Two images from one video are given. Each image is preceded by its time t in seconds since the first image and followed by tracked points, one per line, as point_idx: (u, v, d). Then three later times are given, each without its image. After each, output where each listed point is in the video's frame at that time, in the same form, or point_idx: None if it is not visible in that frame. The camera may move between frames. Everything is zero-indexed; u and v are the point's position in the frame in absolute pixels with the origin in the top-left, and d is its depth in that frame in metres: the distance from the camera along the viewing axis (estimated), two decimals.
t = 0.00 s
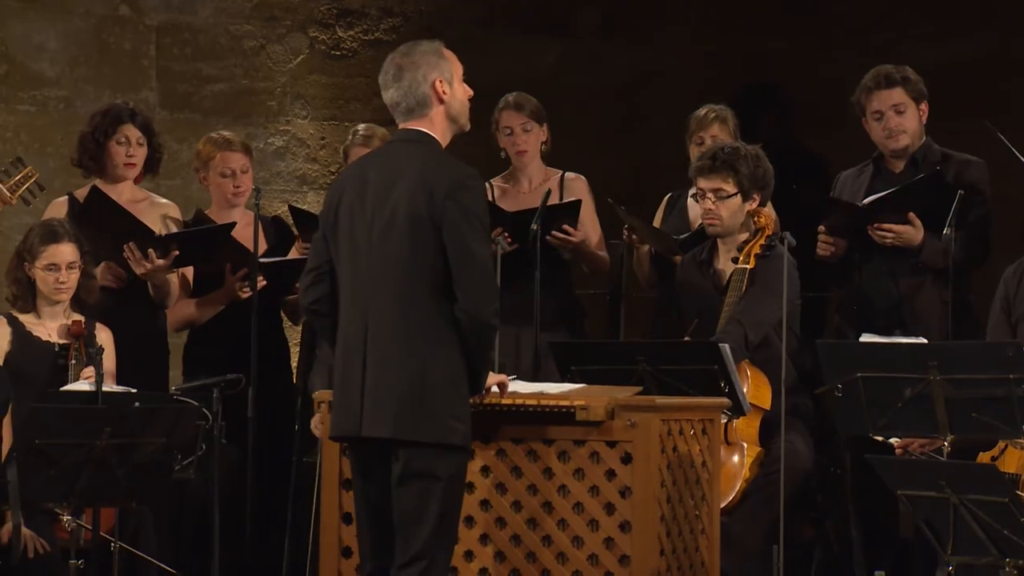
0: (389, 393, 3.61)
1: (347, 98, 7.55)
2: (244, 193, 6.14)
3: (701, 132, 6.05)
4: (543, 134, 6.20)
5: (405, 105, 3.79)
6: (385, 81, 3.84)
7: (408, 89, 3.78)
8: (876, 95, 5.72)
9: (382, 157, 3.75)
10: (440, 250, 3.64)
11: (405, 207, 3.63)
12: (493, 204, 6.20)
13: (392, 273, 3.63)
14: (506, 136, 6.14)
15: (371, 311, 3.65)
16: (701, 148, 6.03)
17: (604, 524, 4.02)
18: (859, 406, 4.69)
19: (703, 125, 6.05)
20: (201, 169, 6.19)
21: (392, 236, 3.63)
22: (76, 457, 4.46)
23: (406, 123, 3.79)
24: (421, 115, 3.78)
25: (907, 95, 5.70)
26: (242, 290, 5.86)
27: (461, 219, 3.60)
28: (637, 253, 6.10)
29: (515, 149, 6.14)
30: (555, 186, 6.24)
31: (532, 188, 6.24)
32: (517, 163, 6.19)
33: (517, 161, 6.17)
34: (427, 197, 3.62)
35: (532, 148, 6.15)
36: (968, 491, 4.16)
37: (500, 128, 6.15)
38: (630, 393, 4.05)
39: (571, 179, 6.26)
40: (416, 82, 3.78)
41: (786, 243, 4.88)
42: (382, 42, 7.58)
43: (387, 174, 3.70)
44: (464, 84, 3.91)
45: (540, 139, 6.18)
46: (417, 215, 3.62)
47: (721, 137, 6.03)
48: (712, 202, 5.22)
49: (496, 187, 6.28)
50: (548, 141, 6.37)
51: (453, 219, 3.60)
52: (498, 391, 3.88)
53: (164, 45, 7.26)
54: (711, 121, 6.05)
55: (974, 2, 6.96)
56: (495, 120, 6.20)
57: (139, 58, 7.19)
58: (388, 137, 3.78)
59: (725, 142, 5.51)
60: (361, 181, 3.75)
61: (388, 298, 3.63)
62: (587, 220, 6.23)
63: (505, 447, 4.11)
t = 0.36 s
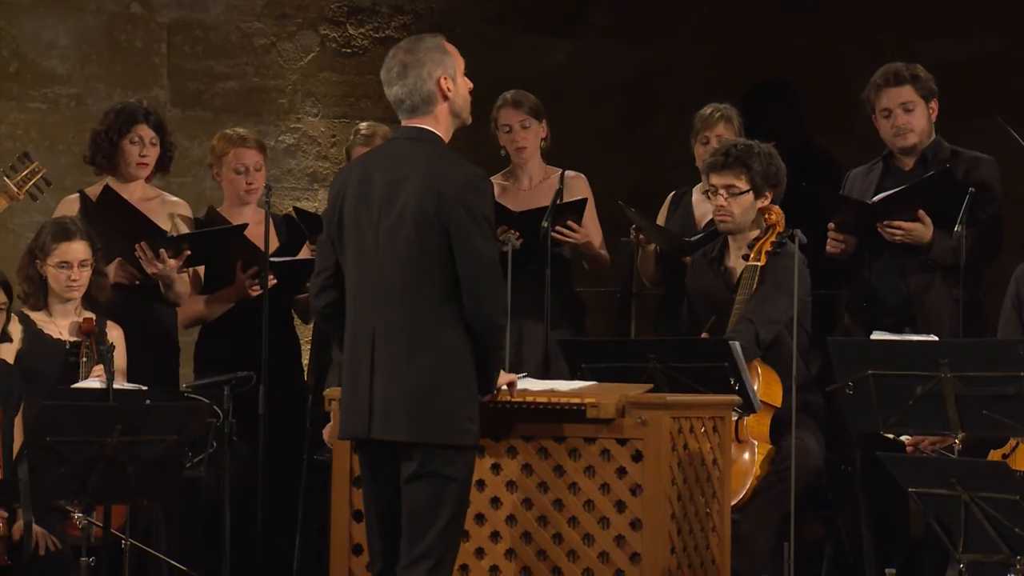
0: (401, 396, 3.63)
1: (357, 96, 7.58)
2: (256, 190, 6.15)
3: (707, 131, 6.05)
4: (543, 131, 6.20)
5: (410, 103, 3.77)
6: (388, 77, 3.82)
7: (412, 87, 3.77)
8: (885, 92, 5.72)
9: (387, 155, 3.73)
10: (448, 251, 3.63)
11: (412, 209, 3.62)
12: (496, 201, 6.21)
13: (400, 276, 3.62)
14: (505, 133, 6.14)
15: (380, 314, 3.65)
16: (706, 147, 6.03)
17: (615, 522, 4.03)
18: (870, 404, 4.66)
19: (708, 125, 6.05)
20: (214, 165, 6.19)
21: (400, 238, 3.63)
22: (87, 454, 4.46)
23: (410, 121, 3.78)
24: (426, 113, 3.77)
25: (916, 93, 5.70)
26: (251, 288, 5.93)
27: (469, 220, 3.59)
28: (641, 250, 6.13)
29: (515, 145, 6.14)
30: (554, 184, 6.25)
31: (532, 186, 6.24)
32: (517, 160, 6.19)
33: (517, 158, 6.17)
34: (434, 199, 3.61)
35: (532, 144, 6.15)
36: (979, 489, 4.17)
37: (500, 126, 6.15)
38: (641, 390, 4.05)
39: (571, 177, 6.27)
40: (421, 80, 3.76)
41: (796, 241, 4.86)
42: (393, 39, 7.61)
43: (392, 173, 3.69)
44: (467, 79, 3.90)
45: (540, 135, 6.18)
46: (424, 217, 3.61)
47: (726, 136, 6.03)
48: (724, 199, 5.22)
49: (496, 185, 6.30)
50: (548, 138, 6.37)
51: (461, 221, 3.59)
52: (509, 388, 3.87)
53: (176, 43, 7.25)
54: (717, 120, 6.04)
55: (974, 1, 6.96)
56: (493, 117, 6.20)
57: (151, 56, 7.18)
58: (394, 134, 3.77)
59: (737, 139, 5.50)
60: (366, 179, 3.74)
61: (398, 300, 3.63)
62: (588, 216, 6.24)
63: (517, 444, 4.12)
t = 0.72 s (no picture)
0: (407, 392, 3.63)
1: (365, 92, 7.60)
2: (267, 186, 6.16)
3: (713, 129, 6.05)
4: (543, 127, 6.20)
5: (414, 96, 3.75)
6: (392, 69, 3.80)
7: (417, 81, 3.75)
8: (894, 88, 5.71)
9: (391, 149, 3.72)
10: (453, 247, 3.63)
11: (418, 205, 3.61)
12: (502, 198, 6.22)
13: (406, 273, 3.62)
14: (506, 130, 6.14)
15: (385, 310, 3.65)
16: (712, 145, 6.04)
17: (623, 518, 4.04)
18: (879, 401, 4.68)
19: (714, 122, 6.05)
20: (228, 157, 6.17)
21: (405, 234, 3.62)
22: (96, 450, 4.46)
23: (413, 115, 3.77)
24: (429, 107, 3.76)
25: (925, 90, 5.69)
26: (258, 289, 5.93)
27: (477, 217, 3.59)
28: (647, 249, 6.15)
29: (517, 142, 6.14)
30: (557, 180, 6.24)
31: (535, 183, 6.24)
32: (517, 157, 6.19)
33: (518, 155, 6.17)
34: (441, 196, 3.59)
35: (534, 141, 6.15)
36: (988, 486, 4.16)
37: (500, 123, 6.14)
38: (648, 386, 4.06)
39: (572, 173, 6.28)
40: (426, 74, 3.74)
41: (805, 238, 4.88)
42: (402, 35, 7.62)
43: (397, 168, 3.67)
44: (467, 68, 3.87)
45: (541, 132, 6.17)
46: (430, 215, 3.60)
47: (732, 133, 6.02)
48: (738, 194, 5.22)
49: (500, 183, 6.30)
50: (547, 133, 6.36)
51: (468, 219, 3.58)
52: (514, 384, 3.88)
53: (185, 40, 7.25)
54: (723, 117, 6.03)
55: None
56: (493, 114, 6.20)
57: (160, 52, 7.19)
58: (398, 127, 3.76)
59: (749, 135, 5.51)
60: (369, 172, 3.72)
61: (404, 298, 3.63)
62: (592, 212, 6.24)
63: (524, 440, 4.14)
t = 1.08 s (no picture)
0: (414, 390, 3.63)
1: (375, 89, 7.57)
2: (280, 181, 6.16)
3: (724, 125, 6.04)
4: (551, 123, 6.19)
5: (432, 87, 3.72)
6: (410, 56, 3.74)
7: (439, 71, 3.71)
8: (904, 84, 5.70)
9: (398, 145, 3.71)
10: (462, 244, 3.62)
11: (427, 203, 3.60)
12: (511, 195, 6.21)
13: (414, 270, 3.61)
14: (514, 128, 6.13)
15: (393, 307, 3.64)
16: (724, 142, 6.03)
17: (634, 515, 4.08)
18: (891, 398, 4.67)
19: (726, 118, 6.03)
20: (241, 152, 6.18)
21: (414, 232, 3.61)
22: (107, 447, 4.46)
23: (426, 108, 3.73)
24: (444, 101, 3.73)
25: (935, 86, 5.68)
26: (267, 289, 5.92)
27: (487, 216, 3.59)
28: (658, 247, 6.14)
29: (525, 140, 6.14)
30: (567, 177, 6.25)
31: (545, 180, 6.24)
32: (526, 154, 6.19)
33: (527, 152, 6.17)
34: (450, 194, 3.59)
35: (543, 138, 6.15)
36: (1000, 482, 4.17)
37: (507, 121, 6.14)
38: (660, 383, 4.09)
39: (582, 168, 6.27)
40: (449, 65, 3.71)
41: (816, 232, 4.90)
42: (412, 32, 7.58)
43: (405, 165, 3.67)
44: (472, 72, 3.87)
45: (549, 128, 6.17)
46: (440, 213, 3.59)
47: (744, 129, 6.01)
48: (755, 189, 5.21)
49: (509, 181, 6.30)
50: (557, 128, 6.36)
51: (478, 218, 3.58)
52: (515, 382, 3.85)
53: (196, 36, 7.26)
54: (734, 114, 6.02)
55: None
56: (500, 111, 6.19)
57: (170, 48, 7.20)
58: (405, 123, 3.74)
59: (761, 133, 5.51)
60: (376, 168, 3.71)
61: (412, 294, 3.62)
62: (603, 208, 6.24)
63: (535, 437, 4.14)
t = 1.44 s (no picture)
0: (421, 388, 3.63)
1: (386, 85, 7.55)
2: (292, 175, 6.15)
3: (741, 119, 6.04)
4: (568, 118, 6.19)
5: (444, 84, 3.71)
6: (424, 51, 3.73)
7: (453, 70, 3.70)
8: (915, 82, 5.69)
9: (403, 145, 3.71)
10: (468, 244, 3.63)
11: (434, 203, 3.60)
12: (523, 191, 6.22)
13: (422, 270, 3.61)
14: (530, 122, 6.14)
15: (400, 306, 3.64)
16: (740, 136, 6.03)
17: (645, 511, 4.10)
18: (901, 392, 4.69)
19: (743, 112, 6.04)
20: (253, 147, 6.18)
21: (422, 232, 3.61)
22: (118, 443, 4.47)
23: (436, 105, 3.73)
24: (454, 100, 3.73)
25: (947, 84, 5.66)
26: (276, 287, 5.92)
27: (495, 216, 3.59)
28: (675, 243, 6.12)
29: (542, 135, 6.14)
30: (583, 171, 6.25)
31: (561, 174, 6.24)
32: (543, 149, 6.19)
33: (543, 147, 6.17)
34: (458, 195, 3.59)
35: (559, 133, 6.15)
36: (1011, 477, 4.16)
37: (524, 115, 6.15)
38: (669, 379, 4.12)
39: (597, 164, 6.28)
40: (465, 66, 3.71)
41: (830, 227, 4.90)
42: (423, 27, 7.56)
43: (411, 164, 3.66)
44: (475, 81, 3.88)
45: (566, 124, 6.17)
46: (447, 212, 3.59)
47: (760, 123, 6.01)
48: (771, 185, 5.21)
49: (525, 175, 6.30)
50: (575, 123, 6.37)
51: (486, 218, 3.59)
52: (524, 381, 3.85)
53: (206, 31, 7.29)
54: (751, 108, 6.02)
55: None
56: (518, 106, 6.20)
57: (181, 44, 7.23)
58: (411, 123, 3.74)
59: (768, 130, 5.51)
60: (380, 167, 3.71)
61: (420, 293, 3.62)
62: (618, 203, 6.25)
63: (546, 433, 4.13)
